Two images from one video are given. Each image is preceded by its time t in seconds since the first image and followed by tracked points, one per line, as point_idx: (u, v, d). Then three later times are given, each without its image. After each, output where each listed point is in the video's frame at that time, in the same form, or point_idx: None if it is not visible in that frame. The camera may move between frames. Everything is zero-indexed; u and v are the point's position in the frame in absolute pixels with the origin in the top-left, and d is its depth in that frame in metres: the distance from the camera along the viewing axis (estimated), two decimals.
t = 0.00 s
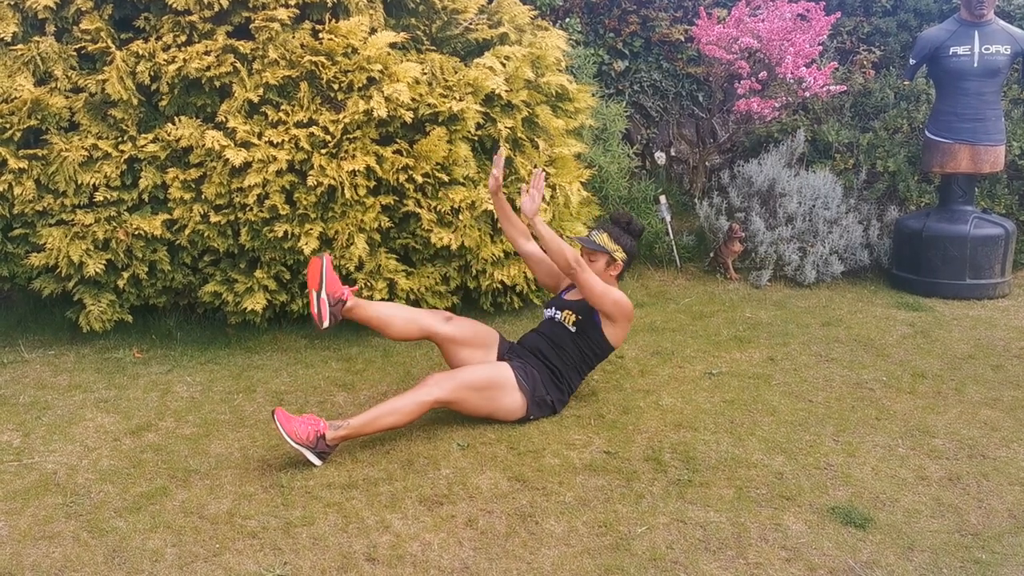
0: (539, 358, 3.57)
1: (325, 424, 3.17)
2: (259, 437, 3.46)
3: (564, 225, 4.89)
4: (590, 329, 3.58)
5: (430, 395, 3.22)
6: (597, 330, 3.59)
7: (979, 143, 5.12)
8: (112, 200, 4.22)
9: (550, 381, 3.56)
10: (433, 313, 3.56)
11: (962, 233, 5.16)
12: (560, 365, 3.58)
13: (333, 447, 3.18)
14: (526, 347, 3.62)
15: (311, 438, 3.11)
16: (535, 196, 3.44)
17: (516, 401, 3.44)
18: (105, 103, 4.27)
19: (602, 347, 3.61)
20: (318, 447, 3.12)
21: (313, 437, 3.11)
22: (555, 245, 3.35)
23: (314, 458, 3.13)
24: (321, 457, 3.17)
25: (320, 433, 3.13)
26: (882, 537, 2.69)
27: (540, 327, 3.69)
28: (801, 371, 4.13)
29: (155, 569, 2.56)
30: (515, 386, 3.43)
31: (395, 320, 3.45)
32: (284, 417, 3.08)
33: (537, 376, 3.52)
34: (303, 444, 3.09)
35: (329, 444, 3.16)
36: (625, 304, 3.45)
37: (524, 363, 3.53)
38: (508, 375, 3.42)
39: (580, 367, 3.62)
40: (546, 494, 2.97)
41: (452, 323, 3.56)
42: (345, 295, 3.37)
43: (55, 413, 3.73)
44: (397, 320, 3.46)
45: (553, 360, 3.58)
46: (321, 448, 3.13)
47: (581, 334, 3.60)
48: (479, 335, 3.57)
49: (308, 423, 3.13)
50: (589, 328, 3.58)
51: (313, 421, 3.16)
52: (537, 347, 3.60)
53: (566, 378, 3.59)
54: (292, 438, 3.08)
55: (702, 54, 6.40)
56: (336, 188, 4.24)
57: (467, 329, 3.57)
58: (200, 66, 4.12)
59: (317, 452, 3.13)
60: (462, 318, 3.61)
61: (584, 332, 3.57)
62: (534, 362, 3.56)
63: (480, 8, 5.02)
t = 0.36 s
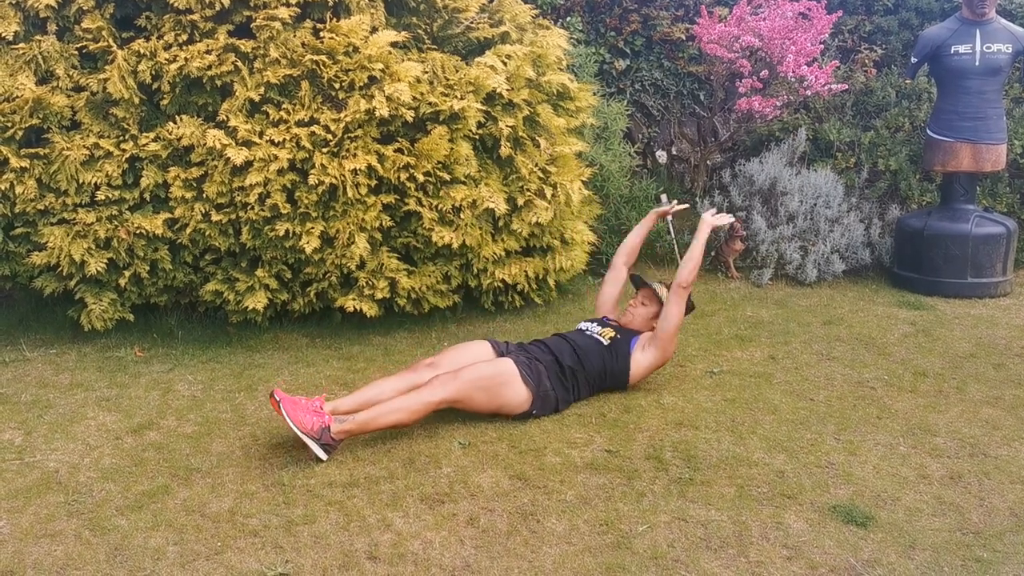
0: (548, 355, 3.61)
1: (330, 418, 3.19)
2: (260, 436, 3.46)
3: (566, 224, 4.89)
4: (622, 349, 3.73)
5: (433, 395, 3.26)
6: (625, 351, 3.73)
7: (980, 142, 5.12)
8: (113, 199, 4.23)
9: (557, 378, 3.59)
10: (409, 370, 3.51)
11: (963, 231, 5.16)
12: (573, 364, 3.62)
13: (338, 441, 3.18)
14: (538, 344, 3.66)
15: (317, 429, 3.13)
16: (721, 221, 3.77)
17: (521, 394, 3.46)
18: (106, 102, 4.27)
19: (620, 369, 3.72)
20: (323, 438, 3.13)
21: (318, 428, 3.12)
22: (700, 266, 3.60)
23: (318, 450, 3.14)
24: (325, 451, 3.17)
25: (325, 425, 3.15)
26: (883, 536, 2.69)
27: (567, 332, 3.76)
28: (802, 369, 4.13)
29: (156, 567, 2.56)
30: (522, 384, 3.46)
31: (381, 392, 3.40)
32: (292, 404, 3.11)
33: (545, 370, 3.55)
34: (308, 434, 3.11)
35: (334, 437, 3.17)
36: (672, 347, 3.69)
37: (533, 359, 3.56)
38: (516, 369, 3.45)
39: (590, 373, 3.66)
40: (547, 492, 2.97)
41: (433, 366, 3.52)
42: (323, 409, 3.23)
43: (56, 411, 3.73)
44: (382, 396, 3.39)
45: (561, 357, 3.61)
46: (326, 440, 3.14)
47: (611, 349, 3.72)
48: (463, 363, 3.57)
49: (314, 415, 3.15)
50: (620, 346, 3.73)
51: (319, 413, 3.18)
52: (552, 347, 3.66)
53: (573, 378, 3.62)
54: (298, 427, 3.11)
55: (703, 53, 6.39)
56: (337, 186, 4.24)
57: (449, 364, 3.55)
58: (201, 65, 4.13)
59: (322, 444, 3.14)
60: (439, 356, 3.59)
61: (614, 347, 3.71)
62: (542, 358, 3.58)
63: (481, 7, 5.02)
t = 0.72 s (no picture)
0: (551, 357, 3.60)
1: (334, 421, 3.20)
2: (260, 435, 3.46)
3: (566, 223, 4.90)
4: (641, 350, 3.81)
5: (438, 398, 3.26)
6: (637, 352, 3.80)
7: (980, 141, 5.12)
8: (113, 198, 4.23)
9: (560, 380, 3.58)
10: (411, 376, 3.51)
11: (963, 231, 5.16)
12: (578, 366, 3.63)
13: (340, 445, 3.19)
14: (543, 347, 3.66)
15: (320, 432, 3.13)
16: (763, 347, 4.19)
17: (525, 397, 3.47)
18: (106, 102, 4.27)
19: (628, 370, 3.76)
20: (325, 442, 3.14)
21: (321, 431, 3.13)
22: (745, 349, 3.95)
23: (319, 453, 3.15)
24: (327, 454, 3.18)
25: (328, 429, 3.16)
26: (882, 535, 2.69)
27: (574, 333, 3.77)
28: (801, 369, 4.12)
29: (156, 567, 2.56)
30: (525, 388, 3.46)
31: (382, 397, 3.40)
32: (297, 406, 3.12)
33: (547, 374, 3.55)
34: (311, 437, 3.12)
35: (336, 441, 3.18)
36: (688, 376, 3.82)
37: (535, 361, 3.56)
38: (519, 374, 3.45)
39: (594, 374, 3.68)
40: (547, 492, 2.97)
41: (434, 372, 3.53)
42: (324, 412, 3.23)
43: (56, 411, 3.73)
44: (383, 400, 3.40)
45: (566, 359, 3.61)
46: (328, 444, 3.15)
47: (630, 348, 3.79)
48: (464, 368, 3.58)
49: (318, 418, 3.16)
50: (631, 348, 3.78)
51: (323, 415, 3.18)
52: (558, 348, 3.66)
53: (576, 381, 3.63)
54: (301, 429, 3.12)
55: (703, 53, 6.39)
56: (337, 186, 4.24)
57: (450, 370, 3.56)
58: (201, 64, 4.13)
59: (324, 447, 3.15)
60: (440, 362, 3.59)
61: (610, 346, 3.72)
62: (546, 361, 3.58)
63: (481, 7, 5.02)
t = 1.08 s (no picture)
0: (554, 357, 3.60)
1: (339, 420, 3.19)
2: (260, 436, 3.46)
3: (566, 223, 4.90)
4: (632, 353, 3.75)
5: (442, 396, 3.25)
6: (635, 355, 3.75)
7: (980, 141, 5.12)
8: (113, 199, 4.23)
9: (564, 381, 3.58)
10: (413, 373, 3.51)
11: (963, 231, 5.16)
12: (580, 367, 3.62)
13: (344, 444, 3.19)
14: (548, 346, 3.65)
15: (325, 432, 3.14)
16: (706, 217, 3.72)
17: (527, 397, 3.47)
18: (106, 102, 4.27)
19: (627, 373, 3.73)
20: (330, 441, 3.15)
21: (327, 431, 3.14)
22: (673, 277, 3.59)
23: (324, 453, 3.16)
24: (330, 453, 3.19)
25: (333, 428, 3.16)
26: (883, 535, 2.69)
27: (577, 332, 3.76)
28: (802, 370, 4.12)
29: (157, 567, 2.56)
30: (527, 386, 3.46)
31: (384, 394, 3.40)
32: (303, 405, 3.14)
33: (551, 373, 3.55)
34: (317, 435, 3.12)
35: (341, 440, 3.18)
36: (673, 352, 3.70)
37: (539, 360, 3.55)
38: (522, 371, 3.45)
39: (596, 376, 3.67)
40: (548, 492, 2.97)
41: (436, 369, 3.52)
42: (328, 410, 3.24)
43: (57, 411, 3.73)
44: (385, 398, 3.40)
45: (570, 361, 3.61)
46: (333, 443, 3.15)
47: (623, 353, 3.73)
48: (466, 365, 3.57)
49: (324, 416, 3.16)
50: (628, 352, 3.73)
51: (329, 414, 3.18)
52: (561, 348, 3.65)
53: (579, 381, 3.62)
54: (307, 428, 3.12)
55: (703, 52, 6.40)
56: (337, 186, 4.24)
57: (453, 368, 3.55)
58: (201, 65, 4.13)
59: (329, 447, 3.15)
60: (442, 360, 3.58)
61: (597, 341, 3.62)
62: (551, 361, 3.57)
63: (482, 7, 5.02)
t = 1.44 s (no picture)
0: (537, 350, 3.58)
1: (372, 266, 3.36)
2: (261, 435, 3.46)
3: (567, 222, 4.90)
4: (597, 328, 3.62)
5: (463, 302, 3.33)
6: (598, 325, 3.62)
7: (982, 140, 5.11)
8: (115, 198, 4.23)
9: (553, 371, 3.57)
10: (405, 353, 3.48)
11: (965, 230, 5.16)
12: (562, 353, 3.60)
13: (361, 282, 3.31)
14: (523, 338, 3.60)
15: (357, 250, 3.31)
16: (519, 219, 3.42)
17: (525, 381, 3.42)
18: (108, 101, 4.27)
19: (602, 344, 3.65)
20: (355, 263, 3.30)
21: (360, 249, 3.31)
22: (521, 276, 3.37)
23: (344, 267, 3.28)
24: (348, 280, 3.30)
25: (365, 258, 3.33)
26: (885, 535, 2.69)
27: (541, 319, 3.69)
28: (803, 369, 4.11)
29: (158, 566, 2.56)
30: (527, 366, 3.41)
31: (373, 383, 3.38)
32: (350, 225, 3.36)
33: (541, 362, 3.52)
34: (349, 249, 3.30)
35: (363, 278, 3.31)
36: (628, 304, 3.51)
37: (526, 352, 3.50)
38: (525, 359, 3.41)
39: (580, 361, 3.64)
40: (549, 491, 2.97)
41: (426, 353, 3.50)
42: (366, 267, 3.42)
43: (59, 410, 3.73)
44: (375, 386, 3.38)
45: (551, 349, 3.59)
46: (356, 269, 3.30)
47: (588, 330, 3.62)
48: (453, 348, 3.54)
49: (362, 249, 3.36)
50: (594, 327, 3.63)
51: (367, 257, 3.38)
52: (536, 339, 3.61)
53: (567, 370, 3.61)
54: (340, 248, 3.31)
55: (705, 51, 6.38)
56: (339, 185, 4.24)
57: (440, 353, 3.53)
58: (202, 64, 4.13)
59: (353, 264, 3.30)
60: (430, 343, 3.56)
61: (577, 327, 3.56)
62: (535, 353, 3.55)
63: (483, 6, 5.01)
